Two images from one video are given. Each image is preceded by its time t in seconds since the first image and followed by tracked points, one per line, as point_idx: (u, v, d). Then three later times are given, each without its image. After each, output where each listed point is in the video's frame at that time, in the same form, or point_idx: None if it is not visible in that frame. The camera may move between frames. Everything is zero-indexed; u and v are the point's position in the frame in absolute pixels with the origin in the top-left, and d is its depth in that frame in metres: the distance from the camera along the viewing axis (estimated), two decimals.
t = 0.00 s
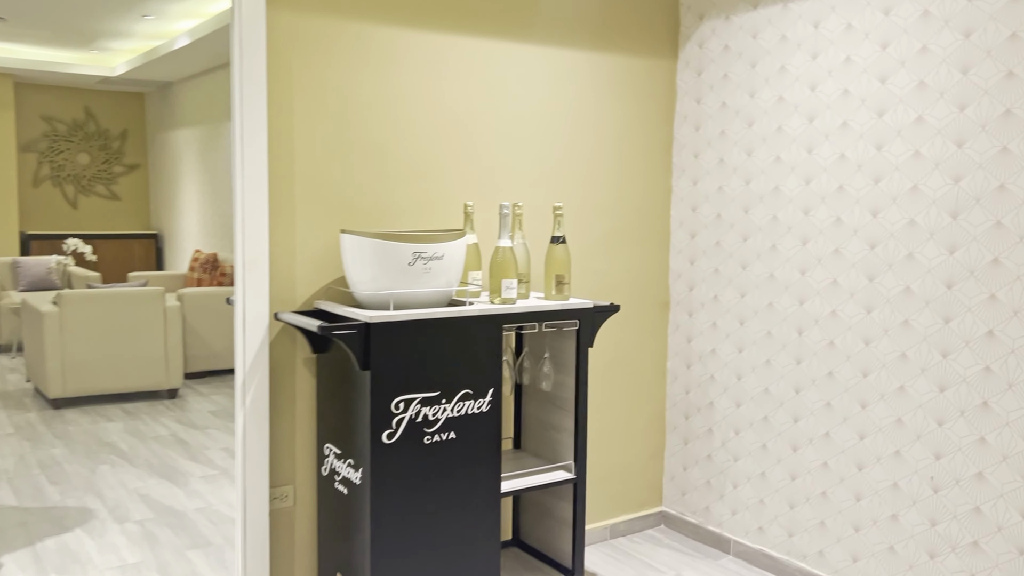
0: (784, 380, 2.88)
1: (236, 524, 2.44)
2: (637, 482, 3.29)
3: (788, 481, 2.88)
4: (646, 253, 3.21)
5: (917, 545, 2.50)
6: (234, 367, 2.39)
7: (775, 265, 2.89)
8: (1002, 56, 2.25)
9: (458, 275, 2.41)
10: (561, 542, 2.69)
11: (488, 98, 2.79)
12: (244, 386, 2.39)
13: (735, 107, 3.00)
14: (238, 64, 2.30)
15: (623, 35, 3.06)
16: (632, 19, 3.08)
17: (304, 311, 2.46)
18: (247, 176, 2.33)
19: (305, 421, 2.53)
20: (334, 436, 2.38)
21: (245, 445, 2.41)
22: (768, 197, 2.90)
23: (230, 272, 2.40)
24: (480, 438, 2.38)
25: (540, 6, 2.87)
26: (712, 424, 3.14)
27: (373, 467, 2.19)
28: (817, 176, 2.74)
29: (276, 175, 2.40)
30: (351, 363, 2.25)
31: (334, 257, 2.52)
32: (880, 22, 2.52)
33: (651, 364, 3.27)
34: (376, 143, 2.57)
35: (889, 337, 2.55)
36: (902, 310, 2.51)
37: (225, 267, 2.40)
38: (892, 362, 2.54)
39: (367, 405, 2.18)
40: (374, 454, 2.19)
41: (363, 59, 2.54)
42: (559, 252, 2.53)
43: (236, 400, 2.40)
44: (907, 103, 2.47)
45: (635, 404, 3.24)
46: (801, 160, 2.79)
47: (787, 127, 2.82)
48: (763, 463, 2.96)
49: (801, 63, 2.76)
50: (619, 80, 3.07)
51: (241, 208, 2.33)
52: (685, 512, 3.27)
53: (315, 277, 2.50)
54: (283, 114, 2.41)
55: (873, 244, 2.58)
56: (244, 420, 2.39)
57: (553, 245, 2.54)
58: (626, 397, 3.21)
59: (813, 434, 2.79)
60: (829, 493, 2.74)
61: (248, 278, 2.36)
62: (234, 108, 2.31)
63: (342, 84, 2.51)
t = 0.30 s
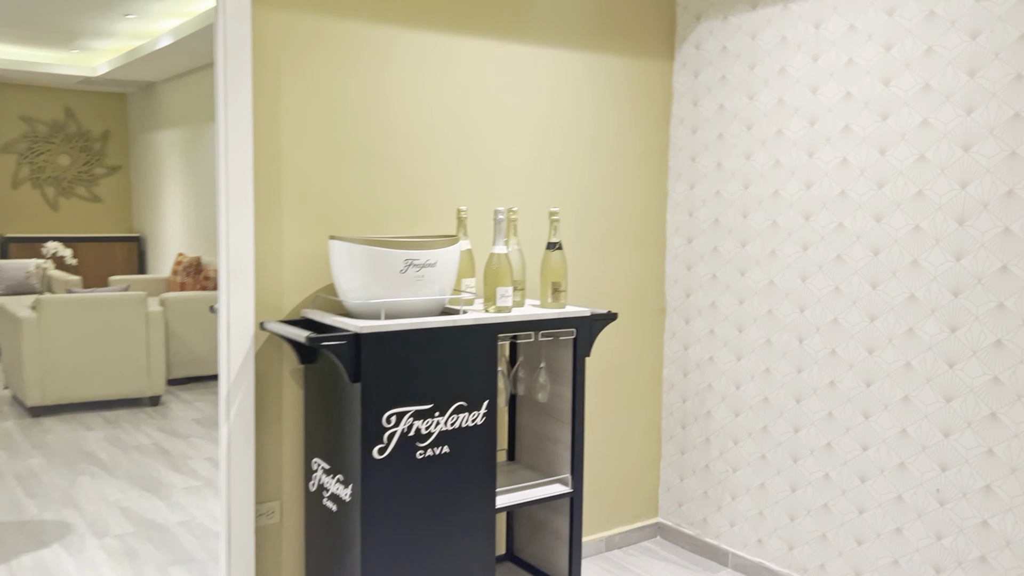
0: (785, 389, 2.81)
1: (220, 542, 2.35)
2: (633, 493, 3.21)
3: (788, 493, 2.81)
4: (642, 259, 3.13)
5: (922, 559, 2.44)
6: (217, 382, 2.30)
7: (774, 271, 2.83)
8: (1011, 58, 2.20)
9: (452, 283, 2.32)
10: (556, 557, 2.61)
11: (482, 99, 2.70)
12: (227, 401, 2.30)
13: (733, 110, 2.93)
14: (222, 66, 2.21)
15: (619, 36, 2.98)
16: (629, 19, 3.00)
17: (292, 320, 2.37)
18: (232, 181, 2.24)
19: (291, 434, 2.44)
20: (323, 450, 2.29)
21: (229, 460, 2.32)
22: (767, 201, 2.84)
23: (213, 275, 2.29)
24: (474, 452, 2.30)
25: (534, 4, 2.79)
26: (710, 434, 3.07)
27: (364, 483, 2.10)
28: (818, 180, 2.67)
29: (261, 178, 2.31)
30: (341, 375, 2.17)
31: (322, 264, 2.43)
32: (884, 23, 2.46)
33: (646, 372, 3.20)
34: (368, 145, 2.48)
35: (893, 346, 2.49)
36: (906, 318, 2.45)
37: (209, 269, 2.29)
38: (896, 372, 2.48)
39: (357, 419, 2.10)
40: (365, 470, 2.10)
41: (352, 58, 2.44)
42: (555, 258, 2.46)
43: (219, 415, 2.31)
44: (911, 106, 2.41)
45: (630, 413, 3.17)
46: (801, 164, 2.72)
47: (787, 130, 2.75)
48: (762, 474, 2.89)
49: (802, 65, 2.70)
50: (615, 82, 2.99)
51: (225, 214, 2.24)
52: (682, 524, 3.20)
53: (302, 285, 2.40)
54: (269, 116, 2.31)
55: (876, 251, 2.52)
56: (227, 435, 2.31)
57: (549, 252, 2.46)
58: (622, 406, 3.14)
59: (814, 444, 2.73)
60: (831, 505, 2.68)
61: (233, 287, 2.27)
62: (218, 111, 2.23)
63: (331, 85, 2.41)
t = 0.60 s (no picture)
0: (788, 397, 2.74)
1: (206, 558, 2.25)
2: (631, 503, 3.14)
3: (791, 503, 2.74)
4: (640, 263, 3.06)
5: (931, 573, 2.37)
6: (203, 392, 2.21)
7: (777, 276, 2.76)
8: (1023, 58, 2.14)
9: (447, 289, 2.24)
10: (555, 571, 2.53)
11: (477, 99, 2.61)
12: (213, 410, 2.21)
13: (734, 110, 2.86)
14: (208, 64, 2.13)
15: (618, 35, 2.91)
16: (627, 18, 2.93)
17: (281, 327, 2.28)
18: (218, 183, 2.15)
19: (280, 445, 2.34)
20: (313, 463, 2.20)
21: (216, 473, 2.22)
22: (769, 204, 2.77)
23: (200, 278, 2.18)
24: (471, 465, 2.21)
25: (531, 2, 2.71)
26: (710, 442, 3.00)
27: (357, 498, 2.01)
28: (822, 183, 2.61)
29: (249, 180, 2.22)
30: (332, 386, 2.08)
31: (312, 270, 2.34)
32: (890, 22, 2.40)
33: (645, 379, 3.12)
34: (360, 147, 2.39)
35: (901, 353, 2.42)
36: (915, 325, 2.38)
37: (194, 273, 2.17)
38: (903, 380, 2.42)
39: (350, 431, 2.01)
40: (358, 485, 2.01)
41: (344, 55, 2.35)
42: (554, 263, 2.38)
43: (205, 426, 2.21)
44: (919, 107, 2.35)
45: (629, 421, 3.09)
46: (805, 167, 2.65)
47: (791, 132, 2.69)
48: (764, 484, 2.82)
49: (806, 65, 2.63)
50: (613, 82, 2.92)
51: (211, 217, 2.15)
52: (681, 534, 3.13)
53: (292, 290, 2.30)
54: (257, 114, 2.22)
55: (882, 256, 2.45)
56: (213, 447, 2.21)
57: (547, 257, 2.39)
58: (621, 414, 3.06)
59: (818, 454, 2.66)
60: (836, 516, 2.61)
61: (219, 292, 2.18)
62: (204, 111, 2.14)
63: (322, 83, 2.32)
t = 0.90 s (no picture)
0: (789, 405, 2.68)
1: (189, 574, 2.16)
2: (628, 513, 3.06)
3: (792, 514, 2.67)
4: (637, 267, 2.99)
5: None
6: (186, 403, 2.11)
7: (777, 281, 2.69)
8: None
9: (441, 295, 2.17)
10: None
11: (472, 99, 2.54)
12: (197, 422, 2.12)
13: (733, 112, 2.80)
14: (192, 61, 2.04)
15: (615, 34, 2.84)
16: (625, 16, 2.86)
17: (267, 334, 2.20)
18: (203, 184, 2.07)
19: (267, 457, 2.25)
20: (301, 476, 2.11)
21: (200, 487, 2.13)
22: (770, 208, 2.70)
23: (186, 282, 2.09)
24: (465, 477, 2.14)
25: None
26: (709, 451, 2.93)
27: (347, 514, 1.93)
28: (824, 186, 2.54)
29: (235, 180, 2.13)
30: (321, 396, 2.00)
31: (300, 275, 2.25)
32: (895, 21, 2.34)
33: (642, 386, 3.05)
34: (350, 149, 2.31)
35: (906, 360, 2.36)
36: (920, 331, 2.32)
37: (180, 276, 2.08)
38: (909, 388, 2.35)
39: (339, 444, 1.92)
40: (348, 499, 1.93)
41: (335, 52, 2.27)
42: (551, 268, 2.31)
43: (189, 439, 2.12)
44: (925, 108, 2.29)
45: (626, 429, 3.02)
46: (807, 169, 2.59)
47: (792, 133, 2.62)
48: (764, 494, 2.76)
49: (808, 65, 2.57)
50: (611, 83, 2.85)
51: (194, 221, 2.07)
52: (679, 545, 3.05)
53: (280, 296, 2.22)
54: (244, 113, 2.13)
55: (887, 260, 2.39)
56: (197, 460, 2.12)
57: (544, 261, 2.32)
58: (617, 421, 2.99)
59: (820, 464, 2.59)
60: (839, 527, 2.54)
61: (202, 298, 2.09)
62: (188, 110, 2.05)
63: (312, 81, 2.24)
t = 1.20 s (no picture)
0: (789, 412, 2.60)
1: None
2: (624, 522, 2.98)
3: (793, 524, 2.60)
4: (633, 270, 2.92)
5: None
6: (164, 414, 2.01)
7: (777, 284, 2.62)
8: None
9: (431, 298, 2.09)
10: None
11: (464, 97, 2.45)
12: (175, 435, 2.02)
13: (732, 110, 2.73)
14: (171, 53, 1.94)
15: (611, 30, 2.77)
16: (622, 12, 2.79)
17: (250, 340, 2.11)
18: (182, 186, 1.97)
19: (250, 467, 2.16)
20: (286, 488, 2.03)
21: (180, 498, 2.03)
22: (770, 209, 2.63)
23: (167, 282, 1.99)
24: (456, 489, 2.05)
25: None
26: (707, 459, 2.86)
27: (332, 528, 1.84)
28: (825, 187, 2.47)
29: (216, 179, 2.04)
30: (306, 405, 1.91)
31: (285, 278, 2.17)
32: (899, 17, 2.27)
33: (638, 391, 2.97)
34: (337, 148, 2.22)
35: (911, 366, 2.29)
36: (926, 336, 2.25)
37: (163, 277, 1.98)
38: (914, 394, 2.28)
39: (325, 455, 1.84)
40: (334, 513, 1.84)
41: (321, 47, 2.18)
42: (545, 271, 2.23)
43: (168, 449, 2.02)
44: (931, 106, 2.22)
45: (622, 436, 2.94)
46: (808, 169, 2.52)
47: (793, 132, 2.55)
48: (764, 503, 2.68)
49: (809, 62, 2.50)
50: (606, 82, 2.78)
51: (174, 226, 1.97)
52: (676, 555, 2.98)
53: (263, 300, 2.13)
54: (226, 109, 2.04)
55: (891, 263, 2.32)
56: (176, 472, 2.02)
57: (538, 264, 2.24)
58: (613, 428, 2.91)
59: (821, 472, 2.52)
60: (841, 538, 2.47)
61: (181, 306, 1.99)
62: (167, 104, 1.95)
63: (297, 77, 2.15)
